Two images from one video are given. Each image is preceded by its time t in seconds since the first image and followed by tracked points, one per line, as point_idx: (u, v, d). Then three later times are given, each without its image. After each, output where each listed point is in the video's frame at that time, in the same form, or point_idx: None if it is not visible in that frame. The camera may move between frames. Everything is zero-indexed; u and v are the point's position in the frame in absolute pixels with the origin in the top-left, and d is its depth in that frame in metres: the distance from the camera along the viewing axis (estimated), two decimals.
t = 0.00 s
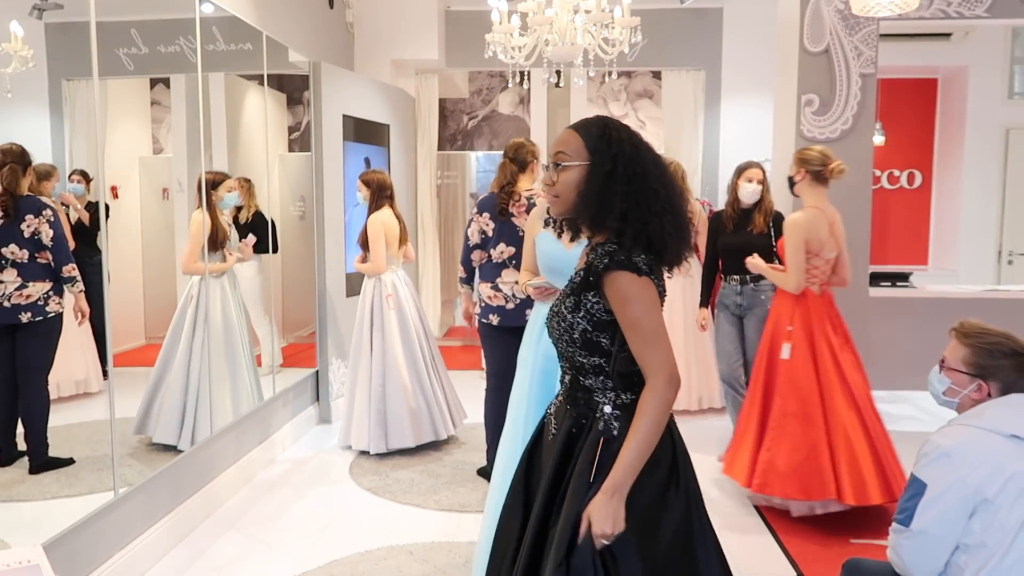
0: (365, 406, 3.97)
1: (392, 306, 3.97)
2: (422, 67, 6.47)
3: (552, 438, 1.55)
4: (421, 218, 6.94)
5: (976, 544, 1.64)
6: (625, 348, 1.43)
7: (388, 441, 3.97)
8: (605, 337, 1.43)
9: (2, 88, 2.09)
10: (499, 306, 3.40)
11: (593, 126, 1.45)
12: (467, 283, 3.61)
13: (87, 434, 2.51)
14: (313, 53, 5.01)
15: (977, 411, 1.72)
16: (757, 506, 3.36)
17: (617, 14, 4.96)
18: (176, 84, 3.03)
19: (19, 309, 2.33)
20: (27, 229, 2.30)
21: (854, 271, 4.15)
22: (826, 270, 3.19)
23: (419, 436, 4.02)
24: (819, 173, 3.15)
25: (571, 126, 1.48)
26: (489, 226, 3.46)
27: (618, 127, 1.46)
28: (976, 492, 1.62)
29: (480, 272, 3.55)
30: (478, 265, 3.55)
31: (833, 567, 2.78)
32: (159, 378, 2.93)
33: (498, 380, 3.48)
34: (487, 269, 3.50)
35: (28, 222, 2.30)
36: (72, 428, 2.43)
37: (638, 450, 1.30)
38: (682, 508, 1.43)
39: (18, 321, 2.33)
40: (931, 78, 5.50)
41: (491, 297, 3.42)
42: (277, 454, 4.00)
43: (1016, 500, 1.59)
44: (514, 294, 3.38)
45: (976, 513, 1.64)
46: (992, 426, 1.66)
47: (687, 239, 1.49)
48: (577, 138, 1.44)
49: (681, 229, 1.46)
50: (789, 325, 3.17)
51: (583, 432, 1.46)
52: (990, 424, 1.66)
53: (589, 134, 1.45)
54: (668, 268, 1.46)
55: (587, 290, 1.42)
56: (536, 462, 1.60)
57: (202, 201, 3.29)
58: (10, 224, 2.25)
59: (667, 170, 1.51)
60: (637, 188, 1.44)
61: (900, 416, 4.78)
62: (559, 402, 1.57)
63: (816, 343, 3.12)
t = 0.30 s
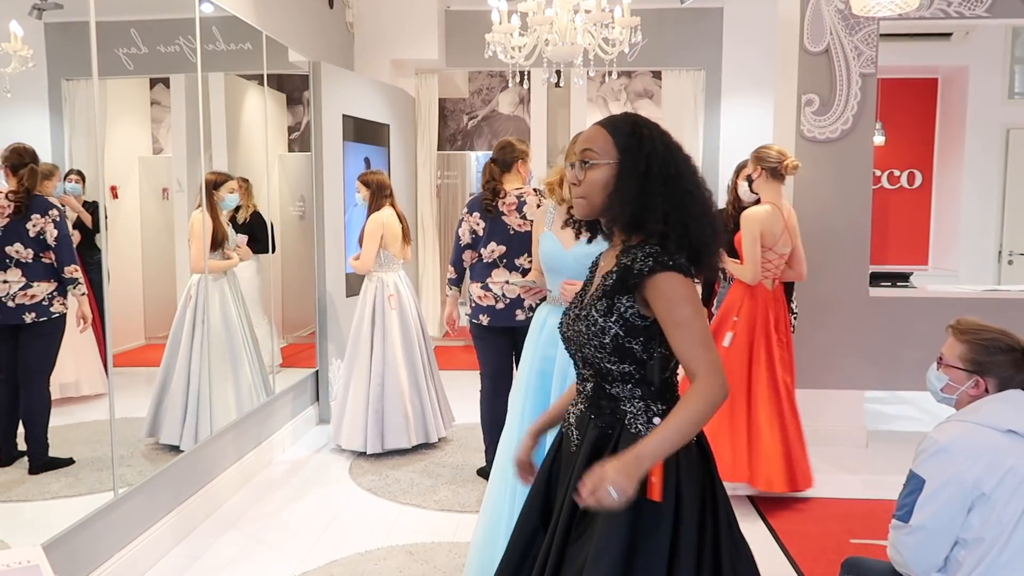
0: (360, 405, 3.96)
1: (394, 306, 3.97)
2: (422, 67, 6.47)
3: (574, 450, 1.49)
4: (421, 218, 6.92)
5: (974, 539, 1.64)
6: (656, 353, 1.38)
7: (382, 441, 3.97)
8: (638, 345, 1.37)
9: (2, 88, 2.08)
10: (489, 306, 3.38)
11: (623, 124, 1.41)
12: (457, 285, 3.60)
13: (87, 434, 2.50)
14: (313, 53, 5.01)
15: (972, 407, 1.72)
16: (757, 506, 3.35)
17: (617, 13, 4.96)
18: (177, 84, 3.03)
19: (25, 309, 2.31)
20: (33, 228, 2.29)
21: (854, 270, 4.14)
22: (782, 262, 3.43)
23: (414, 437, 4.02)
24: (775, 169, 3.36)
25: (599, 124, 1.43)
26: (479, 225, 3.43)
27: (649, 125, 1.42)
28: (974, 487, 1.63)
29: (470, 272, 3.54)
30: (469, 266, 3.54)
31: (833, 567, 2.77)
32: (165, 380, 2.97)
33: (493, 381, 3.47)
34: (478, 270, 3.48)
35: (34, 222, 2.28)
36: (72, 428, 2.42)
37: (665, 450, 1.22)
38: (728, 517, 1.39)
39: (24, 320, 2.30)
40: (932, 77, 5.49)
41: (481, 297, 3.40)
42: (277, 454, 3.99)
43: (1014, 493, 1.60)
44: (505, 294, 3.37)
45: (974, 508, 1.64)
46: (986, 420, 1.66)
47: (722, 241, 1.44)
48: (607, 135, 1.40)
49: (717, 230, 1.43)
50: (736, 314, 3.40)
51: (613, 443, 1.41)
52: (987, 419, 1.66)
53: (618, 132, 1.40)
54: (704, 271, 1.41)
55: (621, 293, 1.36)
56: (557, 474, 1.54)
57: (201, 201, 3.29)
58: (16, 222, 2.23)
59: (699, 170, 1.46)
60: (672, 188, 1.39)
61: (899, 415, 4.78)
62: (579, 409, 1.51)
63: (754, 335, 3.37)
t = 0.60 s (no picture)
0: (356, 404, 3.97)
1: (392, 306, 3.98)
2: (422, 67, 6.47)
3: (587, 451, 1.50)
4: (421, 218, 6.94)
5: (978, 544, 1.64)
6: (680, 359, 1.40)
7: (376, 441, 3.97)
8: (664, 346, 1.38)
9: (2, 88, 2.08)
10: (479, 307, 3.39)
11: (643, 122, 1.41)
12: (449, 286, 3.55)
13: (87, 434, 2.50)
14: (312, 53, 5.01)
15: (979, 412, 1.72)
16: (756, 506, 3.35)
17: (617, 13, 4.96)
18: (176, 84, 3.03)
19: (31, 309, 2.32)
20: (42, 230, 2.32)
21: (854, 271, 4.14)
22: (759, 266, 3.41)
23: (411, 437, 4.03)
24: (751, 168, 3.45)
25: (617, 124, 1.42)
26: (469, 227, 3.42)
27: (672, 124, 1.42)
28: (979, 492, 1.63)
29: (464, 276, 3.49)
30: (460, 268, 3.49)
31: (833, 567, 2.77)
32: (168, 378, 2.97)
33: (487, 381, 3.47)
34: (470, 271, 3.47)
35: (43, 223, 2.32)
36: (73, 429, 2.42)
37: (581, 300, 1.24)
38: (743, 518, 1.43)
39: (31, 322, 2.32)
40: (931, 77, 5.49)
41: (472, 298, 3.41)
42: (277, 454, 4.00)
43: (1019, 499, 1.59)
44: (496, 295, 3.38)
45: (979, 513, 1.64)
46: (993, 425, 1.66)
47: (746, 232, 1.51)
48: (631, 135, 1.40)
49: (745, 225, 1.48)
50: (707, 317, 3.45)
51: (630, 448, 1.41)
52: (994, 425, 1.66)
53: (640, 132, 1.40)
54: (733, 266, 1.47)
55: (652, 294, 1.37)
56: (564, 475, 1.54)
57: (201, 200, 3.28)
58: (26, 221, 2.28)
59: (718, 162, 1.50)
60: (703, 184, 1.42)
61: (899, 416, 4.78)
62: (593, 409, 1.51)
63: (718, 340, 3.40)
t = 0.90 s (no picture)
0: (354, 405, 3.98)
1: (390, 306, 3.97)
2: (422, 67, 6.48)
3: (593, 445, 1.50)
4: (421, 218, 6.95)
5: (979, 546, 1.64)
6: (691, 355, 1.48)
7: (372, 441, 3.96)
8: (673, 339, 1.45)
9: (2, 88, 2.08)
10: (477, 307, 3.39)
11: (647, 127, 1.46)
12: (449, 287, 3.60)
13: (87, 434, 2.50)
14: (312, 53, 5.01)
15: (982, 413, 1.72)
16: (756, 506, 3.35)
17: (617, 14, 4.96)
18: (176, 84, 3.03)
19: (34, 309, 2.32)
20: (44, 231, 2.32)
21: (854, 271, 4.14)
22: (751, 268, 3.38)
23: (409, 437, 4.02)
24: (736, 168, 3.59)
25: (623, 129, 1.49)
26: (466, 228, 3.42)
27: (677, 129, 1.48)
28: (982, 494, 1.63)
29: (461, 275, 3.54)
30: (459, 268, 3.54)
31: (834, 567, 2.77)
32: (167, 377, 2.98)
33: (485, 381, 3.47)
34: (467, 272, 3.48)
35: (45, 224, 2.32)
36: (73, 429, 2.42)
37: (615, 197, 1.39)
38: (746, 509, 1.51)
39: (33, 322, 2.31)
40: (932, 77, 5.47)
41: (469, 298, 3.42)
42: (277, 454, 4.00)
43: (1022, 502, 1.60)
44: (492, 296, 3.37)
45: (981, 515, 1.64)
46: (995, 427, 1.67)
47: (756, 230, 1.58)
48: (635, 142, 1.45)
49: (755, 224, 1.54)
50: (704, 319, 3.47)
51: (642, 444, 1.44)
52: (997, 427, 1.66)
53: (646, 137, 1.46)
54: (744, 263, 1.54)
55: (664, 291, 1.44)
56: (565, 472, 1.53)
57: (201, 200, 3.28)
58: (27, 222, 2.26)
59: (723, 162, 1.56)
60: (711, 187, 1.49)
61: (899, 416, 4.78)
62: (597, 403, 1.53)
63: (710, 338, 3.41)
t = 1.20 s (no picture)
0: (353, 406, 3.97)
1: (391, 306, 3.98)
2: (422, 67, 6.48)
3: (586, 437, 1.54)
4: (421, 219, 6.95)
5: (978, 542, 1.65)
6: (683, 352, 1.50)
7: (376, 434, 3.97)
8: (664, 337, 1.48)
9: (2, 88, 2.08)
10: (479, 307, 3.39)
11: (646, 127, 1.49)
12: (450, 287, 3.60)
13: (87, 434, 2.50)
14: (312, 53, 5.01)
15: (980, 410, 1.73)
16: (756, 506, 3.35)
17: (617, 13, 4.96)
18: (176, 84, 3.03)
19: (32, 309, 2.32)
20: (41, 231, 2.31)
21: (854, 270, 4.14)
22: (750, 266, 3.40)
23: (414, 437, 4.02)
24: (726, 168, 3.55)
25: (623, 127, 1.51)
26: (468, 228, 3.41)
27: (675, 131, 1.50)
28: (981, 489, 1.63)
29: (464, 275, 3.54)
30: (461, 268, 3.54)
31: (833, 567, 2.78)
32: (164, 375, 2.97)
33: (487, 381, 3.47)
34: (469, 271, 3.48)
35: (41, 224, 2.30)
36: (73, 429, 2.42)
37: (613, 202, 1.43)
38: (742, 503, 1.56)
39: (32, 322, 2.32)
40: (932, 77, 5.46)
41: (471, 298, 3.42)
42: (277, 454, 4.00)
43: (1019, 496, 1.61)
44: (494, 296, 3.37)
45: (980, 511, 1.65)
46: (991, 424, 1.68)
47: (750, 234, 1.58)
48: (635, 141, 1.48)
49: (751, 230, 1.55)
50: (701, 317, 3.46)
51: (634, 436, 1.48)
52: (995, 423, 1.67)
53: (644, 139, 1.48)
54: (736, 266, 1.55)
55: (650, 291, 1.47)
56: (558, 464, 1.57)
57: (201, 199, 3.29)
58: (23, 222, 2.25)
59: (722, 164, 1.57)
60: (705, 191, 1.50)
61: (898, 416, 4.78)
62: (590, 396, 1.57)
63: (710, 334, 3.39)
